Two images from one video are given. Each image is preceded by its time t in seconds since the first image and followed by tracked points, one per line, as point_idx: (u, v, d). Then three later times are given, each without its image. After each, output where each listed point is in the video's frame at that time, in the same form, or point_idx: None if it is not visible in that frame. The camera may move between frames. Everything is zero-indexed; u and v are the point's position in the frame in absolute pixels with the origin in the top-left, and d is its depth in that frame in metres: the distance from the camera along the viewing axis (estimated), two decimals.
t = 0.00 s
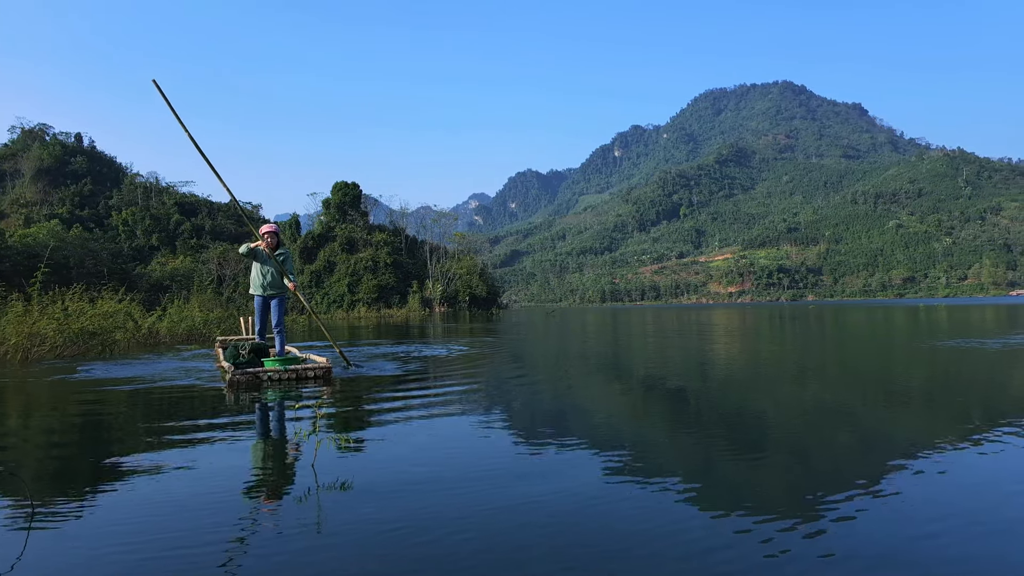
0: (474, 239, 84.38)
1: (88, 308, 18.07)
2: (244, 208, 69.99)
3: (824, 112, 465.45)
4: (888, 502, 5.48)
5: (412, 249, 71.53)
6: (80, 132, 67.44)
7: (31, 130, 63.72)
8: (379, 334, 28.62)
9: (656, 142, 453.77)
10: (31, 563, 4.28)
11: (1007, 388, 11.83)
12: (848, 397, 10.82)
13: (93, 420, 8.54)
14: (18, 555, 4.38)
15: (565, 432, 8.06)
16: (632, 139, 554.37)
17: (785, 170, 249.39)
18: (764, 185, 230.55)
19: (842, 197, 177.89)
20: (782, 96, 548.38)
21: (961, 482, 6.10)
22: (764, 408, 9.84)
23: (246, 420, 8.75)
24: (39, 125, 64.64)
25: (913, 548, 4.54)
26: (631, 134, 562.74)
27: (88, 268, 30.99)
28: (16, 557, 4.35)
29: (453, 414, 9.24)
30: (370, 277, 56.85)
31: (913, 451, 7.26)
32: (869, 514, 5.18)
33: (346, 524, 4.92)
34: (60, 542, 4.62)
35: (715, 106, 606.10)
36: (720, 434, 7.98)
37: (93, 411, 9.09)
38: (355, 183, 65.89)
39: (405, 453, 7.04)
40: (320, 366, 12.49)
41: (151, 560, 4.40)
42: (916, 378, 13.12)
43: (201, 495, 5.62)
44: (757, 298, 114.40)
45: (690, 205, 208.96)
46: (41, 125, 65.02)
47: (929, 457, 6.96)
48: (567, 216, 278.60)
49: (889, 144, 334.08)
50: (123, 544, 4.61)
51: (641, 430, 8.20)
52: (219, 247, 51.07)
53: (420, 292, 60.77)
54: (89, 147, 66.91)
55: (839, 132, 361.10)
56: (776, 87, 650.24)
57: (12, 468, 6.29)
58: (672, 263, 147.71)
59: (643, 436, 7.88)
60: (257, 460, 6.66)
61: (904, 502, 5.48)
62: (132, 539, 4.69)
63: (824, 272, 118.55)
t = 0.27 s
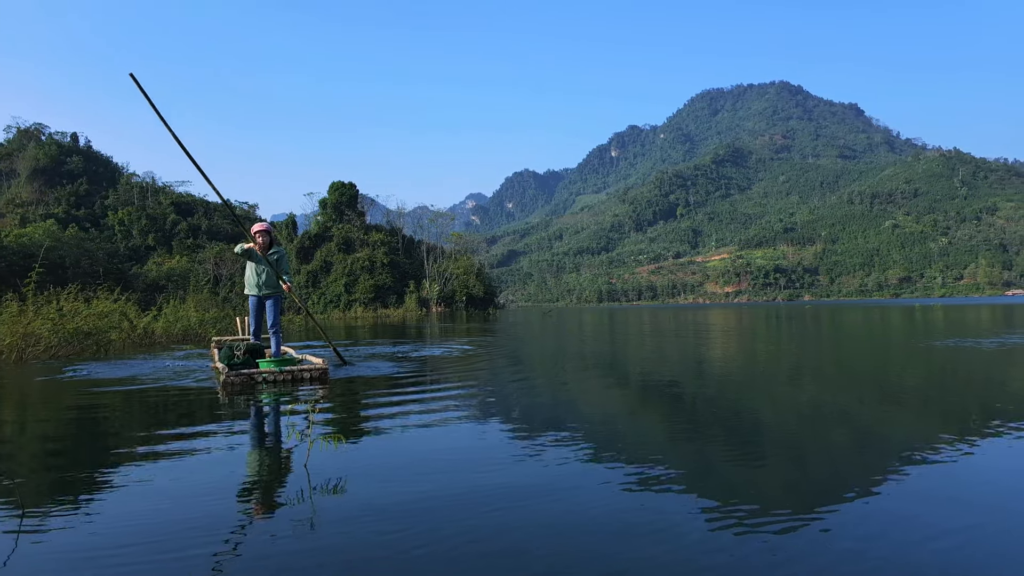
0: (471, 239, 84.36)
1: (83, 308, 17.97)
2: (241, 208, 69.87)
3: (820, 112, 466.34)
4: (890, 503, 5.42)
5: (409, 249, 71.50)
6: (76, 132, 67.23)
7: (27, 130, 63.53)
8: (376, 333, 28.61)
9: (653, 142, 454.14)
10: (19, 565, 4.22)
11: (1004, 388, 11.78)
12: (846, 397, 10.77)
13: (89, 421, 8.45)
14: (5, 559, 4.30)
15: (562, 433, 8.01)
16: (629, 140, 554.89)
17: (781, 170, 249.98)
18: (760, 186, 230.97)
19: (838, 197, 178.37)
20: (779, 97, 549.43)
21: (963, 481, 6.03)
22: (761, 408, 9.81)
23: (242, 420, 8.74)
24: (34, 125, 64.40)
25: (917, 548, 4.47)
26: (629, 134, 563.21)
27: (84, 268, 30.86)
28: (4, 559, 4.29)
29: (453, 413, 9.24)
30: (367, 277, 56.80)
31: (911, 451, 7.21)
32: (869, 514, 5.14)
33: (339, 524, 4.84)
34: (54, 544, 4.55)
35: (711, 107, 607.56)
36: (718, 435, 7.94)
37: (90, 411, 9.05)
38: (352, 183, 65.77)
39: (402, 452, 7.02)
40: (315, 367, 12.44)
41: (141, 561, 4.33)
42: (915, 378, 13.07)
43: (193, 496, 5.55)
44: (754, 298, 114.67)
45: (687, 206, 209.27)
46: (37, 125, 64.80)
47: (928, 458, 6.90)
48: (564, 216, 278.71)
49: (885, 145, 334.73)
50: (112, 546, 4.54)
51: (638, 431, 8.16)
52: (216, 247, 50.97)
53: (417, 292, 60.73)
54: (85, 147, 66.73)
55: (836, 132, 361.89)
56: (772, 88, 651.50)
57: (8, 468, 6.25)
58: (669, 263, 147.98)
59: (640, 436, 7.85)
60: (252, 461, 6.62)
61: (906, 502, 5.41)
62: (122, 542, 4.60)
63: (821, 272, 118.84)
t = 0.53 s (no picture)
0: (468, 239, 84.37)
1: (79, 310, 17.91)
2: (237, 209, 69.76)
3: (816, 112, 467.12)
4: (882, 501, 5.47)
5: (406, 249, 71.48)
6: (72, 132, 67.05)
7: (23, 131, 63.34)
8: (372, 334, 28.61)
9: (649, 142, 454.59)
10: (14, 562, 4.26)
11: (1000, 388, 11.77)
12: (842, 397, 10.78)
13: (85, 422, 8.41)
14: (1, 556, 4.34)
15: (557, 433, 8.04)
16: (625, 140, 555.48)
17: (778, 170, 250.46)
18: (757, 186, 231.29)
19: (834, 197, 178.80)
20: (775, 97, 550.13)
21: (958, 480, 6.05)
22: (758, 408, 9.81)
23: (239, 420, 8.77)
24: (30, 125, 64.21)
25: (907, 545, 4.51)
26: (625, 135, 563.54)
27: (80, 269, 30.77)
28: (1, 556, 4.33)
29: (448, 414, 9.28)
30: (364, 277, 56.81)
31: (905, 450, 7.23)
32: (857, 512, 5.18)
33: (332, 524, 4.88)
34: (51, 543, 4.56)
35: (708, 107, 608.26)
36: (714, 434, 7.96)
37: (88, 412, 9.07)
38: (348, 183, 65.72)
39: (397, 453, 7.06)
40: (311, 370, 12.35)
41: (135, 558, 4.36)
42: (912, 377, 13.06)
43: (188, 496, 5.58)
44: (751, 298, 114.92)
45: (683, 206, 209.48)
46: (33, 126, 64.62)
47: (925, 457, 6.91)
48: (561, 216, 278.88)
49: (881, 145, 335.33)
50: (105, 544, 4.56)
51: (634, 430, 8.18)
52: (213, 248, 50.91)
53: (414, 293, 60.71)
54: (81, 148, 66.57)
55: (832, 132, 362.65)
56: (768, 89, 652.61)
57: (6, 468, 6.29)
58: (665, 263, 148.21)
59: (636, 436, 7.88)
60: (247, 462, 6.65)
61: (900, 500, 5.45)
62: (116, 540, 4.64)
63: (817, 272, 119.16)
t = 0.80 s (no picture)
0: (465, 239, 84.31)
1: (74, 310, 17.81)
2: (234, 208, 69.65)
3: (813, 112, 467.79)
4: (877, 500, 5.48)
5: (403, 249, 71.39)
6: (68, 132, 66.83)
7: (19, 130, 63.12)
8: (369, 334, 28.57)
9: (646, 142, 454.98)
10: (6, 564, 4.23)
11: (998, 387, 11.74)
12: (840, 397, 10.75)
13: (82, 423, 8.31)
14: None
15: (555, 433, 8.00)
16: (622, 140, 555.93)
17: (775, 170, 250.91)
18: (754, 185, 231.61)
19: (831, 197, 179.17)
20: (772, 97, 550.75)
21: (955, 481, 6.05)
22: (756, 408, 9.78)
23: (234, 420, 8.75)
24: (26, 124, 64.01)
25: (903, 546, 4.50)
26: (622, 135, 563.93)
27: (75, 269, 30.62)
28: None
29: (445, 414, 9.26)
30: (361, 277, 56.77)
31: (904, 450, 7.20)
32: (853, 512, 5.17)
33: (324, 524, 4.85)
34: (47, 544, 4.53)
35: (705, 108, 609.00)
36: (713, 435, 7.93)
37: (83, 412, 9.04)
38: (345, 183, 65.61)
39: (392, 452, 7.03)
40: (305, 371, 12.19)
41: (127, 560, 4.33)
42: (910, 377, 13.03)
43: (181, 496, 5.54)
44: (747, 298, 115.07)
45: (680, 206, 209.68)
46: (29, 125, 64.40)
47: (921, 457, 6.93)
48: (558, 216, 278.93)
49: (877, 145, 335.93)
50: (97, 545, 4.54)
51: (632, 431, 8.14)
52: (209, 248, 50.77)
53: (410, 293, 60.63)
54: (77, 147, 66.35)
55: (829, 132, 363.32)
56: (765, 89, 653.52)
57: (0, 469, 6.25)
58: (662, 262, 148.37)
59: (634, 437, 7.84)
60: (241, 460, 6.61)
61: (896, 500, 5.44)
62: (107, 541, 4.61)
63: (814, 271, 119.38)
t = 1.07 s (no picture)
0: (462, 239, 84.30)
1: (69, 311, 17.74)
2: (231, 208, 69.51)
3: (809, 112, 468.72)
4: (873, 501, 5.47)
5: (400, 249, 71.35)
6: (64, 132, 66.64)
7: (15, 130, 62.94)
8: (366, 334, 28.55)
9: (643, 142, 455.55)
10: None
11: (995, 387, 11.73)
12: (837, 397, 10.74)
13: (76, 424, 8.28)
14: None
15: (552, 433, 7.99)
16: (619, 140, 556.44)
17: (771, 171, 251.44)
18: (750, 185, 232.02)
19: (827, 198, 179.62)
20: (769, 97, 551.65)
21: (951, 482, 6.05)
22: (753, 408, 9.76)
23: (229, 421, 8.72)
24: (21, 125, 63.81)
25: (896, 547, 4.51)
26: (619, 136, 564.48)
27: (71, 270, 30.52)
28: None
29: (442, 414, 9.27)
30: (358, 277, 56.76)
31: (900, 451, 7.19)
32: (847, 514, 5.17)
33: (317, 525, 4.83)
34: (39, 544, 4.51)
35: (702, 108, 610.00)
36: (710, 434, 7.92)
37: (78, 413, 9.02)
38: (342, 183, 65.54)
39: (387, 453, 7.03)
40: (300, 373, 12.17)
41: (120, 560, 4.31)
42: (907, 377, 13.01)
43: (173, 497, 5.53)
44: (744, 297, 115.27)
45: (677, 206, 210.00)
46: (24, 125, 64.19)
47: (916, 457, 6.93)
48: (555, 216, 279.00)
49: (874, 145, 336.70)
50: (88, 546, 4.51)
51: (630, 431, 8.14)
52: (206, 248, 50.67)
53: (407, 293, 60.62)
54: (73, 147, 66.17)
55: (825, 132, 364.17)
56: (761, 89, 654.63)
57: None
58: (659, 262, 148.58)
59: (631, 436, 7.83)
60: (235, 462, 6.59)
61: (890, 502, 5.44)
62: (98, 543, 4.57)
63: (810, 271, 119.67)
